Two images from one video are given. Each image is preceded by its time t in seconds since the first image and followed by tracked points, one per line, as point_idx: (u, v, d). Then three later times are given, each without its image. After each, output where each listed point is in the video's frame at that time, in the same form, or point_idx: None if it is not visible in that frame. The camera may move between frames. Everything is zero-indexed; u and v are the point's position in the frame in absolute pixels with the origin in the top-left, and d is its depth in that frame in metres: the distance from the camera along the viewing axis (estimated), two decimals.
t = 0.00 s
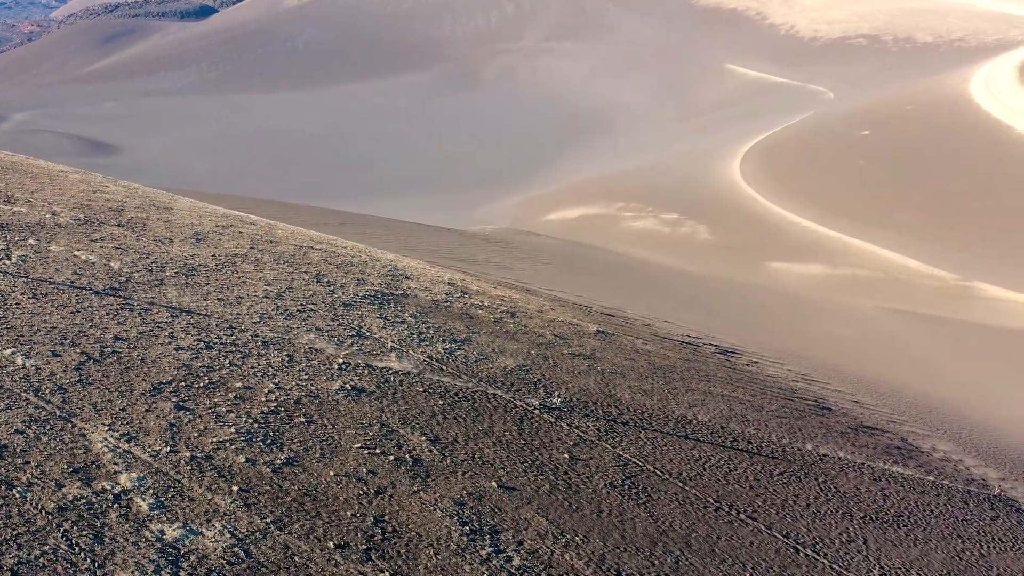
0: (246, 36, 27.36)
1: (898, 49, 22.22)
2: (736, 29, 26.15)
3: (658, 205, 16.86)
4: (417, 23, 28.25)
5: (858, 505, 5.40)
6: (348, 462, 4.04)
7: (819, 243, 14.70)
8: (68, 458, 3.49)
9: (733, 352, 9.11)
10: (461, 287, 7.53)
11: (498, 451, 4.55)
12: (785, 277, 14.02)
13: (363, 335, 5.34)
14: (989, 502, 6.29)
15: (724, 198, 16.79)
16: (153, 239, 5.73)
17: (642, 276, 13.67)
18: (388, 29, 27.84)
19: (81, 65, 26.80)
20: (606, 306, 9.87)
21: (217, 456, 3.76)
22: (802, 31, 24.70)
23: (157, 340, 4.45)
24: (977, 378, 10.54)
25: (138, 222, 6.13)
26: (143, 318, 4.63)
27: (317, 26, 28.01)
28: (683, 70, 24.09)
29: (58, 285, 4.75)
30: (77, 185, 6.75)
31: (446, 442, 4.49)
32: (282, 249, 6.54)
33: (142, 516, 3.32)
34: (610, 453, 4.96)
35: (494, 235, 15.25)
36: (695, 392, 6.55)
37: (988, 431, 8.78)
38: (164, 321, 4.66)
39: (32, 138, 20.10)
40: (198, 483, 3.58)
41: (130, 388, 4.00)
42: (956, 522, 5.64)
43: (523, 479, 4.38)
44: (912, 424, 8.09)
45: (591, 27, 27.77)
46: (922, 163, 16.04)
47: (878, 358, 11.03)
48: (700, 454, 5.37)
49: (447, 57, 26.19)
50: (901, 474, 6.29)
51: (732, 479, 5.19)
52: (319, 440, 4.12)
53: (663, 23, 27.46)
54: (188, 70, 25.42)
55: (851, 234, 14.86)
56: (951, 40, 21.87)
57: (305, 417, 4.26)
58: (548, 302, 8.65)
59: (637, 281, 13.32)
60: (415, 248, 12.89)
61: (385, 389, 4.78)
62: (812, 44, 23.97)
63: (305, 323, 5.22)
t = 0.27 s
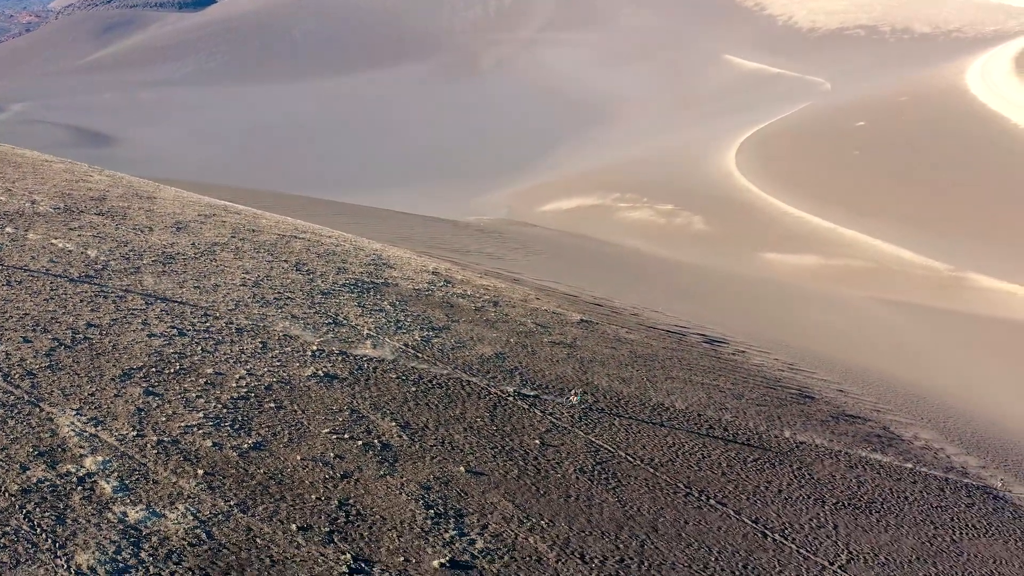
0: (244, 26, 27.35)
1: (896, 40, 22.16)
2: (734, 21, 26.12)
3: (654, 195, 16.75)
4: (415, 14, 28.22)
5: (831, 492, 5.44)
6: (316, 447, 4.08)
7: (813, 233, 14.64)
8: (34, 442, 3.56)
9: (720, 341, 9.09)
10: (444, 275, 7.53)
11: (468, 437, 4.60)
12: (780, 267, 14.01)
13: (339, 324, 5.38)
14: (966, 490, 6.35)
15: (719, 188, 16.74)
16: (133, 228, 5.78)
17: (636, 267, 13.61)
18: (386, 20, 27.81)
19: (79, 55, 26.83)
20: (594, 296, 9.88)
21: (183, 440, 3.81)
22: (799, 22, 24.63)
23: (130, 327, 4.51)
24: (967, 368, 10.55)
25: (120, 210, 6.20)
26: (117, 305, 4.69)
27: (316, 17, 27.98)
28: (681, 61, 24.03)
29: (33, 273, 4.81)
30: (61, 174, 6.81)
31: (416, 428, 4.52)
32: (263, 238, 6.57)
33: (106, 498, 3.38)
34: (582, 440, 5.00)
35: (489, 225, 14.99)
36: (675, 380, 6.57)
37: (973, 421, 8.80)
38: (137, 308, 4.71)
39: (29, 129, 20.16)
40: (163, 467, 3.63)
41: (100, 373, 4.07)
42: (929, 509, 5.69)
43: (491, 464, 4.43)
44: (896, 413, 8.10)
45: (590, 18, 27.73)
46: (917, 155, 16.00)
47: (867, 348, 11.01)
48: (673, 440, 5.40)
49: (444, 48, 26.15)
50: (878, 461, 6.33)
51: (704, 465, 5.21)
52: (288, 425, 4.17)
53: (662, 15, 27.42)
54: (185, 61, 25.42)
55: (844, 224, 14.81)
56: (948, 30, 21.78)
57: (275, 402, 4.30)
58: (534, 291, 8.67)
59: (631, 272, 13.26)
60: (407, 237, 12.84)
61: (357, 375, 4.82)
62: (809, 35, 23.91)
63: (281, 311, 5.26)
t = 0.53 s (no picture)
0: (242, 17, 27.36)
1: (893, 31, 22.08)
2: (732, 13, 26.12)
3: (649, 185, 16.48)
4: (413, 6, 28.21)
5: (804, 478, 5.48)
6: (284, 432, 4.13)
7: (807, 222, 14.56)
8: (2, 425, 3.63)
9: (707, 331, 8.99)
10: (427, 263, 7.54)
11: (439, 422, 4.64)
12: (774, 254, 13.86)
13: (316, 311, 5.41)
14: (943, 476, 6.42)
15: (714, 178, 16.63)
16: (112, 217, 5.85)
17: (631, 257, 13.38)
18: (385, 11, 27.78)
19: (77, 46, 26.89)
20: (582, 285, 9.88)
21: (150, 425, 3.87)
22: (797, 13, 24.57)
23: (103, 314, 4.57)
24: (957, 358, 10.55)
25: (101, 199, 6.28)
26: (92, 292, 4.75)
27: (314, 8, 27.98)
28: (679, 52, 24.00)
29: (10, 260, 4.89)
30: (46, 164, 6.89)
31: (387, 413, 4.56)
32: (245, 227, 6.60)
33: (70, 480, 3.45)
34: (555, 426, 5.03)
35: (483, 214, 14.56)
36: (656, 367, 6.59)
37: (958, 410, 8.82)
38: (112, 295, 4.78)
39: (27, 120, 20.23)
40: (129, 450, 3.69)
41: (71, 360, 4.14)
42: (903, 495, 5.74)
43: (461, 450, 4.47)
44: (881, 401, 8.10)
45: (588, 10, 27.71)
46: (913, 145, 15.95)
47: (858, 338, 10.98)
48: (648, 427, 5.44)
49: (442, 39, 26.12)
50: (857, 447, 6.38)
51: (678, 452, 5.25)
52: (257, 410, 4.22)
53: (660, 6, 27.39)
54: (183, 52, 25.44)
55: (838, 213, 14.77)
56: (947, 21, 21.67)
57: (246, 388, 4.35)
58: (520, 280, 8.68)
59: (626, 263, 13.02)
60: (398, 223, 12.66)
61: (331, 362, 4.86)
62: (807, 26, 23.85)
63: (258, 299, 5.30)
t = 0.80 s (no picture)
0: (238, 8, 27.35)
1: (890, 21, 22.00)
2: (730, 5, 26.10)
3: (644, 177, 16.36)
4: None
5: (778, 465, 5.50)
6: (251, 418, 4.18)
7: (801, 212, 14.44)
8: None
9: (694, 321, 8.90)
10: (409, 253, 7.54)
11: (409, 409, 4.68)
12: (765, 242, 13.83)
13: (291, 299, 5.45)
14: (919, 463, 6.49)
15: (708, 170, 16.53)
16: (90, 206, 5.90)
17: (624, 246, 13.26)
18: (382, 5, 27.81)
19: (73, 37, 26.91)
20: (570, 274, 9.89)
21: (116, 411, 3.92)
22: (794, 3, 24.50)
23: (75, 302, 4.63)
24: (946, 348, 10.52)
25: (81, 188, 6.35)
26: (65, 280, 4.81)
27: None
28: (675, 44, 23.93)
29: None
30: (28, 154, 6.95)
31: (356, 400, 4.60)
32: (225, 216, 6.63)
33: (33, 464, 3.50)
34: (526, 412, 5.06)
35: (476, 205, 14.40)
36: (635, 355, 6.60)
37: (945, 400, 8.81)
38: (85, 284, 4.83)
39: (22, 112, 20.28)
40: (94, 435, 3.75)
41: (40, 346, 4.19)
42: (877, 483, 5.78)
43: (429, 436, 4.51)
44: (864, 390, 8.11)
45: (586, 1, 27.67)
46: (906, 136, 15.88)
47: (850, 331, 10.89)
48: (622, 414, 5.47)
49: (439, 29, 26.07)
50: (834, 435, 6.42)
51: (650, 438, 5.27)
52: (225, 396, 4.27)
53: None
54: (180, 44, 25.45)
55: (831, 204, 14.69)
56: (944, 11, 21.57)
57: (215, 374, 4.40)
58: (506, 269, 8.69)
59: (619, 251, 12.86)
60: (388, 213, 12.63)
61: (303, 350, 4.89)
62: (804, 17, 23.79)
63: (233, 287, 5.34)
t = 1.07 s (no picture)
0: None
1: (884, 12, 21.97)
2: None
3: (637, 169, 16.27)
4: None
5: (749, 453, 5.52)
6: (217, 405, 4.21)
7: (792, 202, 14.40)
8: None
9: (679, 311, 8.80)
10: (390, 243, 7.53)
11: (377, 396, 4.71)
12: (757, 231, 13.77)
13: (265, 288, 5.47)
14: (894, 449, 6.55)
15: (701, 162, 16.46)
16: (66, 196, 5.94)
17: (615, 235, 13.11)
18: None
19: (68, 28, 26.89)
20: (556, 263, 9.88)
21: (81, 397, 3.96)
22: None
23: (45, 291, 4.67)
24: (934, 337, 10.49)
25: (58, 177, 6.39)
26: (36, 269, 4.85)
27: None
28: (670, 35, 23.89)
29: None
30: (7, 144, 6.97)
31: (324, 387, 4.63)
32: (203, 206, 6.65)
33: None
34: (497, 400, 5.09)
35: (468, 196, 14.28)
36: (613, 343, 6.60)
37: (928, 391, 8.80)
38: (56, 272, 4.87)
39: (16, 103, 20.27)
40: (57, 421, 3.78)
41: (7, 334, 4.23)
42: (850, 471, 5.82)
43: (396, 422, 4.54)
44: (846, 379, 8.11)
45: None
46: (897, 127, 15.83)
47: (839, 319, 10.82)
48: (594, 402, 5.49)
49: (434, 21, 26.03)
50: (810, 423, 6.45)
51: (622, 426, 5.30)
52: (192, 383, 4.30)
53: None
54: (175, 35, 25.41)
55: (823, 194, 14.62)
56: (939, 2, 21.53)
57: (183, 361, 4.43)
58: (489, 257, 8.69)
59: (609, 241, 12.71)
60: (377, 203, 12.58)
61: (273, 338, 4.92)
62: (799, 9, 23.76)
63: (206, 276, 5.36)
